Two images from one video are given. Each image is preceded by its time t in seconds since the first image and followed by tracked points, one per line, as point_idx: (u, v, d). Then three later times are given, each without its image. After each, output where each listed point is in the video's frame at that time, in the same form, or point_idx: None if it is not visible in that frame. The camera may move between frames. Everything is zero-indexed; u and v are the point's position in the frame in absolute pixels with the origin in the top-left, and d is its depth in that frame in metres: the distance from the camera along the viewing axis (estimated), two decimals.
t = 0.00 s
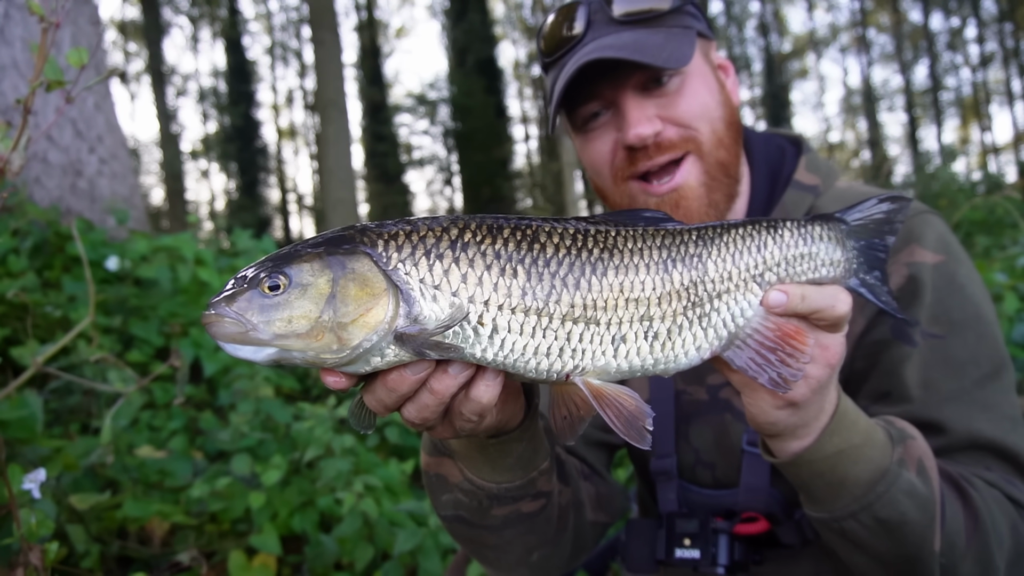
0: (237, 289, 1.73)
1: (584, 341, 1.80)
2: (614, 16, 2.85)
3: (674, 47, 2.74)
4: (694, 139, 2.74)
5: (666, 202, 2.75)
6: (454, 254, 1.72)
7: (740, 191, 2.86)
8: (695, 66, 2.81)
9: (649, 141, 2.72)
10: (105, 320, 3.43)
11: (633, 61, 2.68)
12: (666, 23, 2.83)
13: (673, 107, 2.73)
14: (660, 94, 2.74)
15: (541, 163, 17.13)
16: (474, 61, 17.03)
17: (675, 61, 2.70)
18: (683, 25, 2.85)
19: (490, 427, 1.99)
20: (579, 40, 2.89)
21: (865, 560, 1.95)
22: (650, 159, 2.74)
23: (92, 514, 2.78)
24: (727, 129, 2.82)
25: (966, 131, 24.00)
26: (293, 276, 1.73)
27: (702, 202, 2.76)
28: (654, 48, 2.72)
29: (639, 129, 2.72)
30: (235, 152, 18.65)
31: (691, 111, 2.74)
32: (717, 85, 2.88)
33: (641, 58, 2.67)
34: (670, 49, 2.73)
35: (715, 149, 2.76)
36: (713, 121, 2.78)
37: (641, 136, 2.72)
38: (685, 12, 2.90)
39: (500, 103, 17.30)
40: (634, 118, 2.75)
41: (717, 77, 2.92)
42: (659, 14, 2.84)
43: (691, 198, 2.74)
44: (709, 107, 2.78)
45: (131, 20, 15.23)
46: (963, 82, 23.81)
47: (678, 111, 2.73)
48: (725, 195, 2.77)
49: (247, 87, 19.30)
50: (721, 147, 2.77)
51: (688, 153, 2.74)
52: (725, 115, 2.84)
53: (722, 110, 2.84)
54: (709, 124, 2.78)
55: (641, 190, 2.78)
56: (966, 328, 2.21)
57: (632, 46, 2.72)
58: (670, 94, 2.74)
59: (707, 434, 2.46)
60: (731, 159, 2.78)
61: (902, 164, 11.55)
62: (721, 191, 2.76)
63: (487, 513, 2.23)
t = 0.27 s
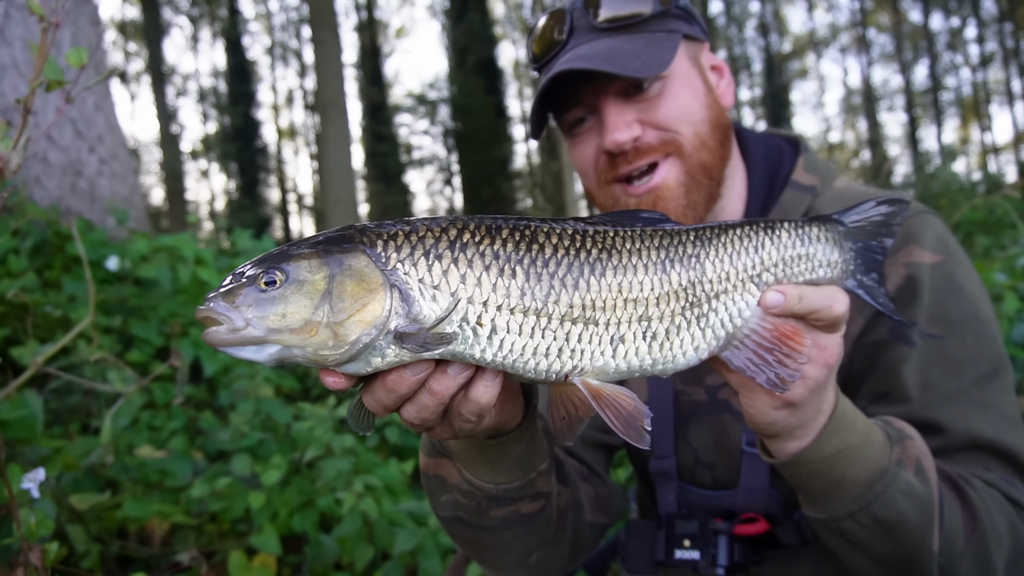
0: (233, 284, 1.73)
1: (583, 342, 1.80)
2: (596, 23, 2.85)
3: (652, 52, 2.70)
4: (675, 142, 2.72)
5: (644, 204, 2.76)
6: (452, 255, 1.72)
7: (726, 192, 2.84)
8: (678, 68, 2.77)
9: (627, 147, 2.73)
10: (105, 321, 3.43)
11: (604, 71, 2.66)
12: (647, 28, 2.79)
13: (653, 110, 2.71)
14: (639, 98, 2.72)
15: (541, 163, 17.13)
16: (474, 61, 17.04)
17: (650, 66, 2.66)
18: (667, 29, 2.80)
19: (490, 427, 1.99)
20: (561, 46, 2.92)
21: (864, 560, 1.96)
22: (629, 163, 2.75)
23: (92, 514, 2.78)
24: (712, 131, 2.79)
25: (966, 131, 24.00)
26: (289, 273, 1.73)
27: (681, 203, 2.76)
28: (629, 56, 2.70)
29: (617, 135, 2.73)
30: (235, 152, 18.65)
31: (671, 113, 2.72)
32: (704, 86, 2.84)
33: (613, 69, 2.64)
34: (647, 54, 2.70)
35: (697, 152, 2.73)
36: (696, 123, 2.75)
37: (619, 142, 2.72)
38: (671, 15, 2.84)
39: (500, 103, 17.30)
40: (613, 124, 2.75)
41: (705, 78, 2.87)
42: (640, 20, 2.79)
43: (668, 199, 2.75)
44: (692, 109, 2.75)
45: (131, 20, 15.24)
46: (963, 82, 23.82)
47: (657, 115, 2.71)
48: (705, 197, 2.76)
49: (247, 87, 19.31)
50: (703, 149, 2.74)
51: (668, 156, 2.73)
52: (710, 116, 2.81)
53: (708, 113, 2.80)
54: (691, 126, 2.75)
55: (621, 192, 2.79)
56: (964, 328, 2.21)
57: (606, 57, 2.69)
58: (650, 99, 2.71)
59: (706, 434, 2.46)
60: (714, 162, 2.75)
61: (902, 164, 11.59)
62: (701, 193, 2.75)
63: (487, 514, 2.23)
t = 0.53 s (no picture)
0: (240, 287, 1.72)
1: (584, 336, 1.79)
2: (597, 23, 2.84)
3: (649, 54, 2.70)
4: (671, 143, 2.72)
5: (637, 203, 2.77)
6: (454, 249, 1.73)
7: (723, 192, 2.84)
8: (678, 69, 2.76)
9: (622, 147, 2.73)
10: (105, 321, 3.43)
11: (599, 73, 2.66)
12: (646, 29, 2.78)
13: (650, 110, 2.71)
14: (636, 98, 2.71)
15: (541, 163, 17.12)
16: (474, 61, 17.04)
17: (646, 68, 2.66)
18: (667, 30, 2.78)
19: (490, 422, 1.99)
20: (562, 46, 2.94)
21: (862, 558, 1.95)
22: (624, 163, 2.76)
23: (92, 514, 2.78)
24: (710, 132, 2.78)
25: (967, 131, 24.00)
26: (297, 275, 1.72)
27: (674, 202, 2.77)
28: (624, 57, 2.69)
29: (613, 135, 2.73)
30: (235, 152, 18.65)
31: (668, 114, 2.71)
32: (704, 86, 2.82)
33: (607, 72, 2.64)
34: (643, 56, 2.69)
35: (694, 153, 2.73)
36: (694, 124, 2.74)
37: (614, 142, 2.73)
38: (672, 16, 2.83)
39: (500, 103, 17.30)
40: (610, 123, 2.75)
41: (706, 78, 2.85)
42: (639, 22, 2.78)
43: (662, 198, 2.76)
44: (690, 110, 2.75)
45: (131, 20, 15.26)
46: (963, 83, 23.82)
47: (654, 116, 2.70)
48: (698, 197, 2.77)
49: (247, 87, 19.32)
50: (700, 149, 2.74)
51: (663, 157, 2.74)
52: (709, 116, 2.80)
53: (707, 113, 2.79)
54: (689, 127, 2.74)
55: (614, 190, 2.81)
56: (963, 328, 2.21)
57: (601, 60, 2.69)
58: (648, 99, 2.71)
59: (706, 433, 2.46)
60: (711, 163, 2.75)
61: (902, 164, 11.59)
62: (694, 193, 2.75)
63: (486, 510, 2.23)
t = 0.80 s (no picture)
0: (237, 285, 1.72)
1: (581, 335, 1.79)
2: (620, 7, 2.81)
3: (659, 50, 2.64)
4: (664, 146, 2.66)
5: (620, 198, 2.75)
6: (451, 248, 1.73)
7: (709, 199, 2.80)
8: (689, 71, 2.69)
9: (617, 139, 2.70)
10: (105, 321, 3.43)
11: (603, 59, 2.64)
12: (668, 23, 2.72)
13: (652, 109, 2.65)
14: (641, 93, 2.66)
15: (541, 163, 17.12)
16: (474, 61, 17.03)
17: (650, 64, 2.60)
18: (688, 29, 2.71)
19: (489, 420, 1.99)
20: (583, 23, 2.92)
21: (857, 556, 1.96)
22: (616, 156, 2.72)
23: (92, 514, 2.78)
24: (708, 142, 2.70)
25: (967, 131, 24.00)
26: (292, 273, 1.72)
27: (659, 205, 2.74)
28: (634, 50, 2.65)
29: (610, 125, 2.69)
30: (235, 152, 18.65)
31: (668, 117, 2.64)
32: (713, 93, 2.74)
33: (610, 60, 2.61)
34: (653, 51, 2.64)
35: (687, 161, 2.67)
36: (692, 131, 2.67)
37: (610, 133, 2.69)
38: (697, 15, 2.75)
39: (500, 103, 17.31)
40: (610, 113, 2.71)
41: (718, 86, 2.76)
42: (657, 15, 2.73)
43: (648, 199, 2.73)
44: (692, 115, 2.67)
45: (131, 20, 15.26)
46: (963, 83, 23.82)
47: (655, 116, 2.64)
48: (679, 204, 2.74)
49: (248, 88, 19.32)
50: (693, 157, 2.68)
51: (654, 158, 2.68)
52: (711, 126, 2.72)
53: (709, 122, 2.71)
54: (687, 133, 2.67)
55: (603, 182, 2.77)
56: (959, 328, 2.21)
57: (610, 46, 2.67)
58: (653, 96, 2.65)
59: (704, 433, 2.46)
60: (701, 172, 2.69)
61: (902, 164, 11.59)
62: (676, 199, 2.72)
63: (484, 508, 2.23)
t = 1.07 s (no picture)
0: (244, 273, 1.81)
1: (564, 337, 1.67)
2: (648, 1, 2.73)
3: (684, 49, 2.56)
4: (672, 146, 2.57)
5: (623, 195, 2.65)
6: (421, 245, 1.66)
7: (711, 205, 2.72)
8: (709, 74, 2.61)
9: (628, 134, 2.61)
10: (105, 321, 3.43)
11: (624, 51, 2.56)
12: (696, 24, 2.64)
13: (666, 108, 2.57)
14: (659, 90, 2.58)
15: (541, 163, 17.12)
16: (474, 61, 17.04)
17: (674, 63, 2.52)
18: (713, 32, 2.64)
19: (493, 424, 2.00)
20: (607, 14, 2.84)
21: (846, 559, 1.95)
22: (624, 152, 2.63)
23: (92, 514, 2.78)
24: (717, 148, 2.61)
25: (967, 131, 23.99)
26: (270, 267, 1.76)
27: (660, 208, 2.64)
28: (659, 45, 2.57)
29: (623, 120, 2.61)
30: (235, 152, 18.65)
31: (681, 117, 2.56)
32: (728, 102, 2.66)
33: (630, 52, 2.53)
34: (677, 50, 2.56)
35: (693, 165, 2.58)
36: (702, 136, 2.58)
37: (622, 127, 2.61)
38: (724, 19, 2.67)
39: (500, 103, 17.31)
40: (624, 107, 2.63)
41: (734, 94, 2.69)
42: (685, 14, 2.65)
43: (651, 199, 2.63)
44: (706, 119, 2.58)
45: (130, 20, 15.26)
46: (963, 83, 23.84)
47: (669, 115, 2.56)
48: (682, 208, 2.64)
49: (248, 88, 19.32)
50: (700, 161, 2.58)
51: (660, 158, 2.59)
52: (722, 134, 2.63)
53: (721, 128, 2.62)
54: (697, 137, 2.58)
55: (609, 176, 2.68)
56: (952, 333, 2.21)
57: (633, 39, 2.58)
58: (670, 95, 2.57)
59: (698, 433, 2.45)
60: (706, 177, 2.60)
61: (903, 164, 11.59)
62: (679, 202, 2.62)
63: (479, 515, 2.23)
